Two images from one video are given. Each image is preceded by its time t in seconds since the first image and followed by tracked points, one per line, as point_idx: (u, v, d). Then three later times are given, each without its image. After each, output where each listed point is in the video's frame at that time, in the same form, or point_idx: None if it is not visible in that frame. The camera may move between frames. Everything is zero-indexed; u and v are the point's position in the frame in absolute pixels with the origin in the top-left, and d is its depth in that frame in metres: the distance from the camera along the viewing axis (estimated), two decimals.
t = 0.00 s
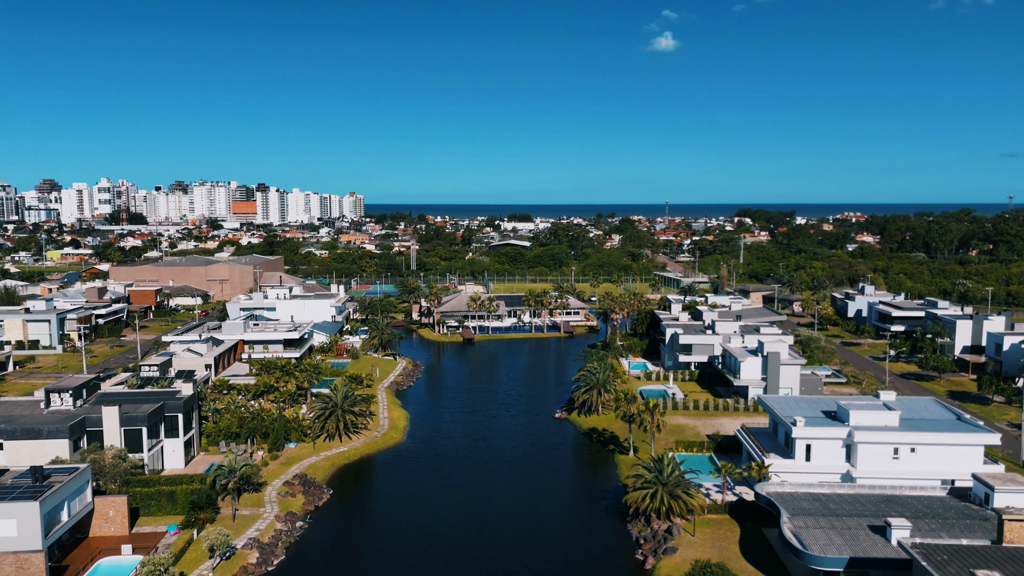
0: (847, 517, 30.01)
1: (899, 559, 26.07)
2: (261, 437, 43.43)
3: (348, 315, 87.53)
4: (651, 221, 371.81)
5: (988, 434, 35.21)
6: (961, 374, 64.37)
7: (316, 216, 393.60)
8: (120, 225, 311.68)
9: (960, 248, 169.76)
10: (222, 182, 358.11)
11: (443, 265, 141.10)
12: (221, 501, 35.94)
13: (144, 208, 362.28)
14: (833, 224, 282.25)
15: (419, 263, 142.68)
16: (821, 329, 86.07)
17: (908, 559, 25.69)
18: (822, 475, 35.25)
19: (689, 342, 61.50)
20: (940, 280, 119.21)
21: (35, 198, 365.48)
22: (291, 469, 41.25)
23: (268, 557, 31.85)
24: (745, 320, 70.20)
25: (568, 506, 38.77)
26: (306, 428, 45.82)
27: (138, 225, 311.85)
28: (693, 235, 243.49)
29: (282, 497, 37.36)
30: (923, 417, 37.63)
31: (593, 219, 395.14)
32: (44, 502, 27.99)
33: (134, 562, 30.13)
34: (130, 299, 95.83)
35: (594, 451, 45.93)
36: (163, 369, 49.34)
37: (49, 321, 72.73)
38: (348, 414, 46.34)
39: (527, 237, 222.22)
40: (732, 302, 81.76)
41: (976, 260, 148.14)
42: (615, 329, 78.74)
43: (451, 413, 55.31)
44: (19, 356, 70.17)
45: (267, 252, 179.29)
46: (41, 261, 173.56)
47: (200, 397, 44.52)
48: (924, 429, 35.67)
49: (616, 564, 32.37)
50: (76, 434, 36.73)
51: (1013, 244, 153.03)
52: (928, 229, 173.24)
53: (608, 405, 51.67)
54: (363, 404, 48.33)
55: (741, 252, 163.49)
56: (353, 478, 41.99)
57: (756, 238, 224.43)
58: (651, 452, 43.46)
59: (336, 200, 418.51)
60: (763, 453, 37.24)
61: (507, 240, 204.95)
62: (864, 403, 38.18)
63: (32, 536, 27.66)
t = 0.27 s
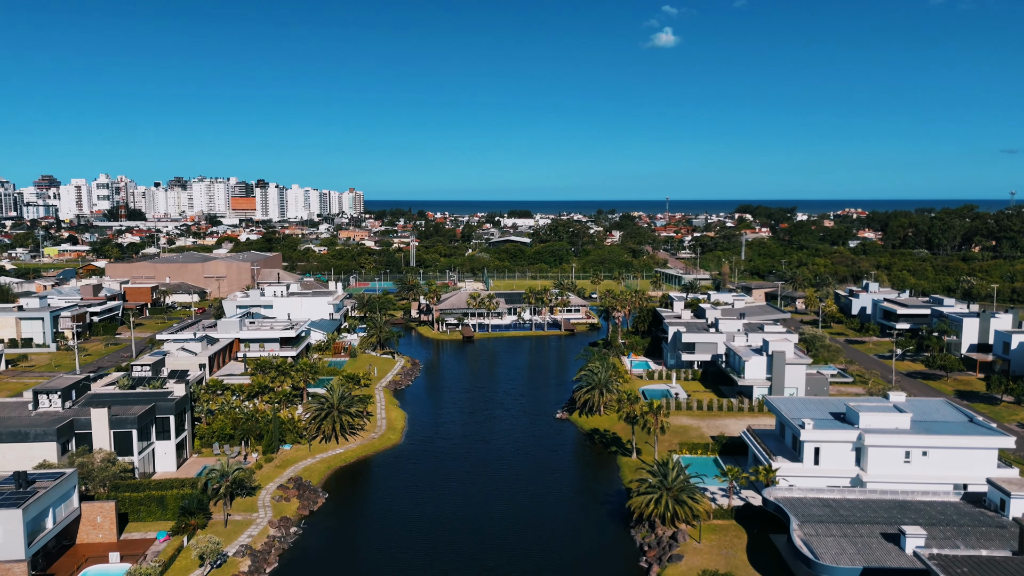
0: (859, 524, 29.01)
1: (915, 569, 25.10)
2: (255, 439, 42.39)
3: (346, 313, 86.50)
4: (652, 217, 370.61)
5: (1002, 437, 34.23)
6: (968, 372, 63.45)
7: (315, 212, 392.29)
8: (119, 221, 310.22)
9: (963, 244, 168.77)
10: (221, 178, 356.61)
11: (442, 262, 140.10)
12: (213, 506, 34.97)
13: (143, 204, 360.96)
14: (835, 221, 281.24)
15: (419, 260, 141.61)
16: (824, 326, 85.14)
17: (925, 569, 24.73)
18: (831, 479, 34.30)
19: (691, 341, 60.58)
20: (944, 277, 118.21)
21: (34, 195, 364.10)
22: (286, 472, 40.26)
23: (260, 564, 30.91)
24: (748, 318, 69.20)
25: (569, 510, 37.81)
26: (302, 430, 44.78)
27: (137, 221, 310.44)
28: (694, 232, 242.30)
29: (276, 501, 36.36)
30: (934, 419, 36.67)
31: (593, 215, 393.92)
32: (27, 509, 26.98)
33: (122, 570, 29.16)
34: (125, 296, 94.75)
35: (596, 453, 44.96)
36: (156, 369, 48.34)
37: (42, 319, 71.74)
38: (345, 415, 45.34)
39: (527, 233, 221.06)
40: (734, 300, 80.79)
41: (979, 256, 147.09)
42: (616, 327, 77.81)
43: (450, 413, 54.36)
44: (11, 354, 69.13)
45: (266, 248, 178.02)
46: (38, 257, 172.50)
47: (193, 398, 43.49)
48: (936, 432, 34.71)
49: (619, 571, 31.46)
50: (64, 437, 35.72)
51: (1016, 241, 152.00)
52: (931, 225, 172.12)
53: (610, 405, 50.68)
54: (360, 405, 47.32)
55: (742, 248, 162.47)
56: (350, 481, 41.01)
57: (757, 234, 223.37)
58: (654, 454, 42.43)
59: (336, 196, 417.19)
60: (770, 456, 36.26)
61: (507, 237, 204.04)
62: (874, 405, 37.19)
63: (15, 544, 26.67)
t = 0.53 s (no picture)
0: (872, 532, 27.93)
1: None
2: (249, 441, 41.30)
3: (344, 310, 85.43)
4: (652, 213, 369.15)
5: (1018, 440, 33.13)
6: (975, 371, 62.39)
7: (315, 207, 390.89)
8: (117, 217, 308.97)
9: (966, 240, 167.53)
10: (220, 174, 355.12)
11: (442, 258, 138.94)
12: (204, 512, 33.93)
13: (142, 200, 359.53)
14: (836, 216, 279.86)
15: (418, 256, 140.45)
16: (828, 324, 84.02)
17: None
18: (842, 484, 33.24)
19: (695, 339, 59.50)
20: (948, 273, 116.99)
21: (32, 190, 362.65)
22: (280, 475, 39.22)
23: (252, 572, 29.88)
24: (752, 316, 68.11)
25: (571, 514, 36.77)
26: (297, 431, 43.72)
27: (135, 216, 309.20)
28: (695, 227, 240.88)
29: (269, 506, 35.32)
30: (947, 421, 35.60)
31: (594, 211, 392.43)
32: (6, 518, 25.94)
33: None
34: (121, 293, 93.69)
35: (598, 455, 43.92)
36: (148, 369, 47.27)
37: (35, 316, 70.69)
38: (341, 416, 44.27)
39: (527, 229, 219.85)
40: (738, 297, 79.69)
41: (983, 252, 145.89)
42: (618, 324, 76.76)
43: (448, 413, 53.30)
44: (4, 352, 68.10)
45: (264, 244, 176.83)
46: (35, 253, 171.42)
47: (185, 399, 42.41)
48: (950, 435, 33.63)
49: None
50: (50, 440, 34.64)
51: (1021, 236, 150.74)
52: (934, 221, 170.81)
53: (613, 405, 49.59)
54: (357, 405, 46.23)
55: (744, 244, 161.27)
56: (346, 484, 39.97)
57: (759, 229, 222.15)
58: (658, 456, 41.36)
59: (335, 191, 415.71)
60: (777, 459, 35.22)
61: (507, 232, 202.87)
62: (884, 407, 36.10)
63: None
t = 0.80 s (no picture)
0: (885, 540, 27.02)
1: None
2: (243, 443, 40.33)
3: (342, 307, 84.47)
4: (653, 209, 368.02)
5: None
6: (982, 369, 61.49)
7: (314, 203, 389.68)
8: (116, 213, 307.84)
9: (969, 236, 166.56)
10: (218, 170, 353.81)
11: (441, 254, 137.98)
12: (195, 517, 33.01)
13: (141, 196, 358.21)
14: (837, 212, 278.85)
15: (417, 253, 139.42)
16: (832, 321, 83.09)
17: None
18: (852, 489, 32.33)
19: (698, 337, 58.53)
20: (951, 270, 115.92)
21: (31, 186, 361.33)
22: (275, 478, 38.30)
23: None
24: (756, 313, 67.16)
25: (572, 519, 35.88)
26: (292, 432, 42.76)
27: (134, 212, 308.11)
28: (696, 223, 239.68)
29: (263, 511, 34.39)
30: (959, 424, 34.66)
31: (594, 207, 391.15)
32: None
33: None
34: (117, 290, 92.69)
35: (599, 457, 43.01)
36: (141, 369, 46.30)
37: (29, 314, 69.74)
38: (337, 417, 43.33)
39: (528, 225, 218.82)
40: (741, 294, 78.72)
41: (986, 248, 144.92)
42: (619, 322, 75.82)
43: (447, 413, 52.39)
44: None
45: (262, 240, 175.78)
46: (32, 249, 170.41)
47: (178, 399, 41.44)
48: (962, 438, 32.71)
49: None
50: (37, 443, 33.66)
51: None
52: (937, 217, 169.78)
53: (615, 405, 48.64)
54: (353, 405, 45.27)
55: (746, 240, 160.29)
56: (342, 487, 39.08)
57: (760, 225, 221.20)
58: (661, 459, 40.40)
59: (334, 187, 414.40)
60: (785, 462, 34.31)
61: (507, 228, 201.81)
62: (894, 409, 35.17)
63: None
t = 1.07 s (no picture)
0: (900, 549, 26.03)
1: None
2: (236, 445, 39.30)
3: (340, 305, 83.44)
4: (653, 204, 366.63)
5: None
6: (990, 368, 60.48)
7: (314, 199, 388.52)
8: (114, 209, 306.57)
9: (972, 232, 165.35)
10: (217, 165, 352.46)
11: (441, 250, 136.93)
12: (185, 523, 31.97)
13: (140, 191, 357.02)
14: (838, 208, 277.61)
15: (417, 249, 138.36)
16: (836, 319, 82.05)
17: None
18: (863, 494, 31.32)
19: (702, 336, 57.51)
20: (956, 266, 114.86)
21: (29, 182, 360.33)
22: (269, 482, 37.28)
23: None
24: (760, 311, 66.09)
25: (574, 524, 34.88)
26: (287, 434, 41.74)
27: (133, 208, 306.95)
28: (697, 219, 238.48)
29: (256, 516, 33.36)
30: (973, 427, 33.59)
31: (594, 202, 389.65)
32: None
33: None
34: (112, 287, 91.62)
35: (601, 459, 41.96)
36: (133, 369, 45.27)
37: (22, 311, 68.74)
38: (333, 418, 42.29)
39: (528, 221, 217.53)
40: (744, 291, 77.68)
41: (990, 244, 143.73)
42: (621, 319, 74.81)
43: (446, 413, 51.40)
44: None
45: (261, 236, 174.64)
46: (29, 245, 169.34)
47: (170, 400, 40.39)
48: (977, 442, 31.70)
49: None
50: (22, 447, 32.63)
51: None
52: (940, 213, 168.51)
53: (617, 405, 47.58)
54: (350, 406, 44.20)
55: (748, 236, 159.20)
56: (339, 490, 38.10)
57: (761, 221, 219.92)
58: (666, 461, 39.38)
59: (334, 183, 413.08)
60: (793, 467, 33.35)
61: (507, 224, 200.43)
62: (907, 412, 34.11)
63: None
